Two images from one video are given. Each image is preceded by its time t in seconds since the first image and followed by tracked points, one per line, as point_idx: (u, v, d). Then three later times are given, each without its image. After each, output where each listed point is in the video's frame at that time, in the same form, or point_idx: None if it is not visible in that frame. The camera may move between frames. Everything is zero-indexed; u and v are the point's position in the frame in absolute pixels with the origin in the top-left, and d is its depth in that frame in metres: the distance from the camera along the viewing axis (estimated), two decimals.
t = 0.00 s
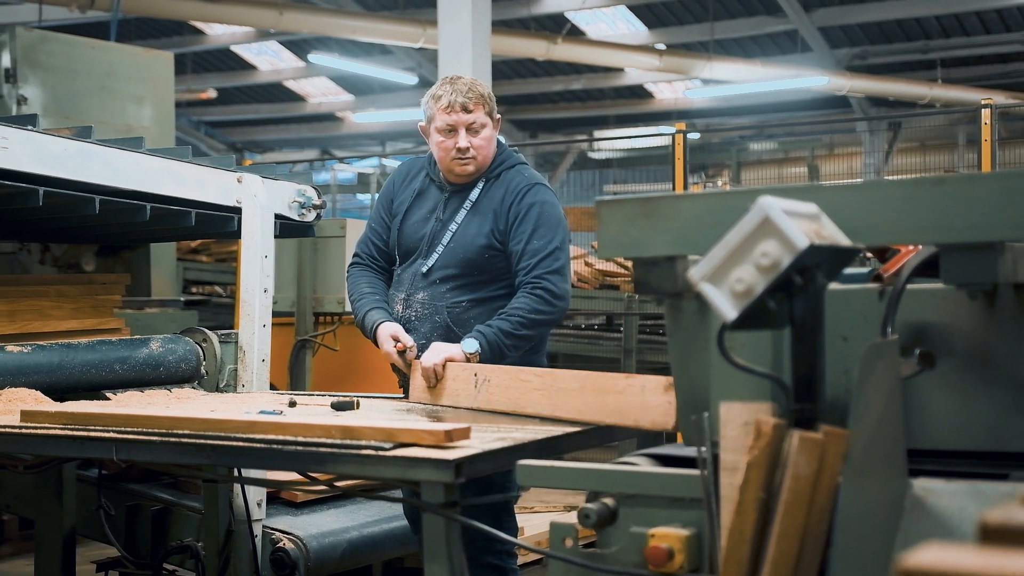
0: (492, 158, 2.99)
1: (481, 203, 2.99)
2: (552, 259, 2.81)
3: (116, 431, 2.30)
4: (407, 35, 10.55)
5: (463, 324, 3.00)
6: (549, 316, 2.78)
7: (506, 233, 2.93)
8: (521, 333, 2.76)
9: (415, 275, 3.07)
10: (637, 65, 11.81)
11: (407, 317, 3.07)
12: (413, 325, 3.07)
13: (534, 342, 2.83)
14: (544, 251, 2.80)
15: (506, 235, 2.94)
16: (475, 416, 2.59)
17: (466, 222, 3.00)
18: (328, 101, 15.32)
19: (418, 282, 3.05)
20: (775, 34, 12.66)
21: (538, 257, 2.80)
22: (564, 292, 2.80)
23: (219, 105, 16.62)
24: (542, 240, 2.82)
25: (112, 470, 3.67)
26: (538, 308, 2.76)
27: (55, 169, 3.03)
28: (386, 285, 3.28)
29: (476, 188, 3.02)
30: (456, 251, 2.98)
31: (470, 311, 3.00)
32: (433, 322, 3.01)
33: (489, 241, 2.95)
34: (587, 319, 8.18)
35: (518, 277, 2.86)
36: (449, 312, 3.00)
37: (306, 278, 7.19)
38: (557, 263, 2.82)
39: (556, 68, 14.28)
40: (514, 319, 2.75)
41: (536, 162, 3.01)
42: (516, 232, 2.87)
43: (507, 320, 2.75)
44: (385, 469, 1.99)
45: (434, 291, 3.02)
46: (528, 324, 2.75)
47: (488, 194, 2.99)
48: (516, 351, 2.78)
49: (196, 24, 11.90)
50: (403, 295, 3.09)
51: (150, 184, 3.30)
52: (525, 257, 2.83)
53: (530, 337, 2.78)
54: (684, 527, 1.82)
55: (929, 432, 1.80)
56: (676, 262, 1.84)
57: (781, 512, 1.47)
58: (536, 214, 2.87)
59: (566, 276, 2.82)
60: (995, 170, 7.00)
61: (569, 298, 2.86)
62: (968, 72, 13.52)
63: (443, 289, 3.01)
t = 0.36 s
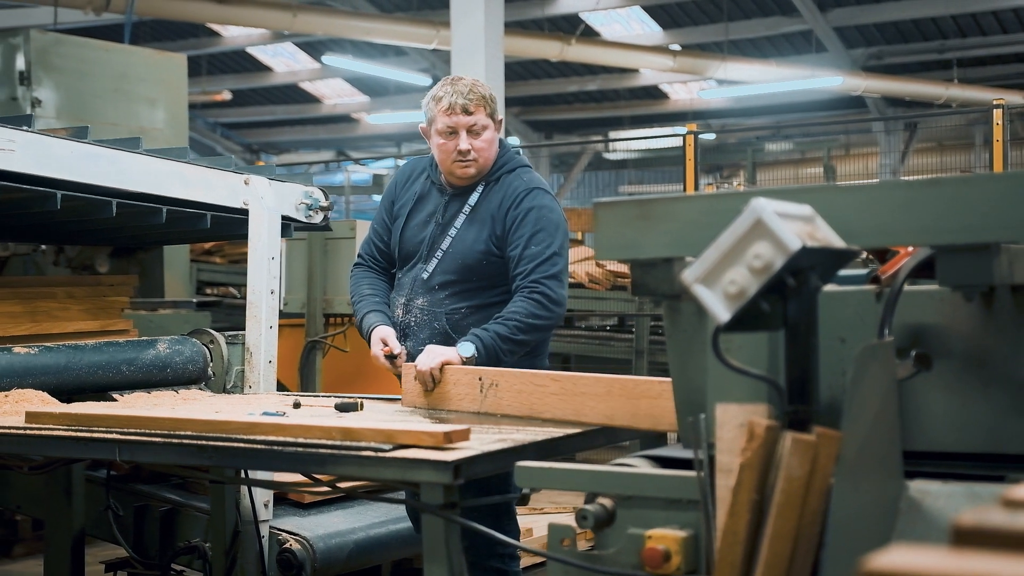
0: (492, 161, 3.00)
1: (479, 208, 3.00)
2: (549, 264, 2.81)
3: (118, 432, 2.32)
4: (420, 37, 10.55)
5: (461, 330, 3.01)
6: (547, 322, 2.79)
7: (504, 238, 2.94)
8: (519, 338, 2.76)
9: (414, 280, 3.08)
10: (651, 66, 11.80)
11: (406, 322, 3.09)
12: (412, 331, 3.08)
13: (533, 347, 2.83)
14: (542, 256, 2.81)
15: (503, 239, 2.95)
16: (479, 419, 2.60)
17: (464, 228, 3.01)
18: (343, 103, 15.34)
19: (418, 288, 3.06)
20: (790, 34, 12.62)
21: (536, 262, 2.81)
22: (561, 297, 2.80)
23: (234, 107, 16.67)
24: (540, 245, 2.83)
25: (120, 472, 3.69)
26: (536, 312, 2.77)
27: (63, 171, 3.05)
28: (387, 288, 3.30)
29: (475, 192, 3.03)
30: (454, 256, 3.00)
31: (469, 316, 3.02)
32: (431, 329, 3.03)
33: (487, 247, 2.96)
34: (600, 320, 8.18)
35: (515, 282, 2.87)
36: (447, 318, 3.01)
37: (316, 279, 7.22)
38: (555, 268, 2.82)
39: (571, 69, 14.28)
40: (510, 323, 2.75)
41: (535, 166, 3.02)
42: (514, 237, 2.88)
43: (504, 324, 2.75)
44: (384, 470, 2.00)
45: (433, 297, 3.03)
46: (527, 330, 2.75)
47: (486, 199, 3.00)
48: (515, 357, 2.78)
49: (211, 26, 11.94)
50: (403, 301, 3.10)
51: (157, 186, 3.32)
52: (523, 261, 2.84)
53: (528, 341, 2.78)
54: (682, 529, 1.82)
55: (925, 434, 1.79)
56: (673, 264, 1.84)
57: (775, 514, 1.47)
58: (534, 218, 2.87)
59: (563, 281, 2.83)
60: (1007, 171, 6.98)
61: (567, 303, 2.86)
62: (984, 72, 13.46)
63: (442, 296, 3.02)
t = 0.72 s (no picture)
0: (489, 158, 3.01)
1: (475, 206, 3.01)
2: (547, 260, 2.82)
3: (125, 426, 2.34)
4: (436, 33, 10.57)
5: (459, 328, 3.02)
6: (546, 318, 2.80)
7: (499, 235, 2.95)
8: (526, 333, 2.77)
9: (410, 279, 3.08)
10: (668, 61, 11.79)
11: (404, 321, 3.09)
12: (409, 330, 3.08)
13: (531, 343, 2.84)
14: (539, 253, 2.82)
15: (500, 237, 2.96)
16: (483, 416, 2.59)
17: (459, 226, 3.01)
18: (360, 99, 15.37)
19: (415, 286, 3.06)
20: (807, 30, 12.59)
21: (535, 259, 2.82)
22: (559, 292, 2.81)
23: (252, 104, 16.73)
24: (538, 242, 2.83)
25: (132, 466, 3.71)
26: (537, 307, 2.77)
27: (74, 168, 3.08)
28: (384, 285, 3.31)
29: (470, 191, 3.03)
30: (451, 254, 3.00)
31: (467, 313, 3.03)
32: (429, 327, 3.03)
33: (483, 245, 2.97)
34: (614, 316, 8.18)
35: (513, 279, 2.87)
36: (444, 315, 3.02)
37: (329, 275, 7.24)
38: (552, 264, 2.83)
39: (587, 65, 14.27)
40: (510, 318, 2.75)
41: (531, 162, 3.03)
42: (511, 235, 2.88)
43: (504, 320, 2.75)
44: (387, 465, 2.01)
45: (430, 295, 3.03)
46: (528, 326, 2.76)
47: (482, 197, 3.01)
48: (515, 355, 2.79)
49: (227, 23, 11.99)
50: (400, 299, 3.10)
51: (167, 183, 3.34)
52: (521, 258, 2.84)
53: (530, 338, 2.79)
54: (682, 524, 1.83)
55: (926, 429, 1.79)
56: (672, 259, 1.85)
57: (771, 510, 1.47)
58: (531, 215, 2.88)
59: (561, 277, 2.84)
60: None
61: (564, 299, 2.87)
62: (1004, 67, 13.39)
63: (439, 294, 3.02)
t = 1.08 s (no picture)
0: (449, 169, 2.99)
1: (467, 205, 3.01)
2: (538, 246, 2.78)
3: (133, 425, 2.35)
4: (453, 32, 10.58)
5: (462, 326, 2.99)
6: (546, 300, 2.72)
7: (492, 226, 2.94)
8: (543, 309, 2.66)
9: (411, 282, 3.09)
10: (685, 60, 11.77)
11: (407, 323, 3.04)
12: (414, 330, 3.03)
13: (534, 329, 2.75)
14: (532, 233, 2.78)
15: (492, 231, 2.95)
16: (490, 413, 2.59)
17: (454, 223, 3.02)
18: (378, 98, 15.39)
19: (417, 287, 3.05)
20: (826, 28, 12.56)
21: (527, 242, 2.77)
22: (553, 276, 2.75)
23: (271, 103, 16.78)
24: (526, 227, 2.80)
25: (144, 465, 3.74)
26: (541, 281, 2.69)
27: (87, 168, 3.09)
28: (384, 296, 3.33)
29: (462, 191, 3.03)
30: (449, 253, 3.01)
31: (468, 311, 3.00)
32: (431, 325, 3.00)
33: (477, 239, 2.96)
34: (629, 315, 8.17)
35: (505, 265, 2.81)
36: (446, 313, 3.00)
37: (343, 275, 7.27)
38: (543, 249, 2.78)
39: (605, 64, 14.26)
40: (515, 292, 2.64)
41: (524, 164, 3.03)
42: (501, 224, 2.86)
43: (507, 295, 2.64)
44: (391, 463, 2.02)
45: (431, 293, 3.02)
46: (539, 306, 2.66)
47: (475, 197, 3.01)
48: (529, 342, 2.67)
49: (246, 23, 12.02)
50: (401, 302, 3.08)
51: (178, 183, 3.36)
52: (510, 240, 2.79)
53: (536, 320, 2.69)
54: (683, 523, 1.83)
55: (927, 429, 1.78)
56: (673, 259, 1.84)
57: (769, 510, 1.46)
58: (520, 205, 2.86)
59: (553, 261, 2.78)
60: None
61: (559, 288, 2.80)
62: None
63: (440, 292, 3.01)
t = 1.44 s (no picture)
0: (424, 172, 3.04)
1: (456, 202, 3.03)
2: (532, 239, 2.80)
3: (141, 424, 2.37)
4: (471, 32, 10.60)
5: (464, 321, 3.00)
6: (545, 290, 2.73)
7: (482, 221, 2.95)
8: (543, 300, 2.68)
9: (409, 282, 3.10)
10: (704, 59, 11.77)
11: (410, 323, 3.05)
12: (416, 329, 3.04)
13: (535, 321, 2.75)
14: (524, 227, 2.81)
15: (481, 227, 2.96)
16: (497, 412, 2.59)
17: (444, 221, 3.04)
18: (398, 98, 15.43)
19: (416, 286, 3.06)
20: (845, 27, 12.53)
21: (524, 235, 2.79)
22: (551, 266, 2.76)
23: (290, 103, 16.84)
24: (519, 220, 2.82)
25: (158, 463, 3.76)
26: (540, 272, 2.71)
27: (98, 168, 3.11)
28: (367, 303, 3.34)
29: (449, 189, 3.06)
30: (443, 252, 3.02)
31: (468, 307, 3.00)
32: (433, 323, 3.01)
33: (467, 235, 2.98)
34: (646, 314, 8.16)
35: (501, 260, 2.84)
36: (448, 309, 3.00)
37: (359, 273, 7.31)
38: (537, 242, 2.80)
39: (625, 63, 14.25)
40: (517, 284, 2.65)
41: (508, 159, 3.05)
42: (492, 218, 2.88)
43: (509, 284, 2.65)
44: (396, 462, 2.03)
45: (431, 291, 3.04)
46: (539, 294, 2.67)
47: (462, 194, 3.03)
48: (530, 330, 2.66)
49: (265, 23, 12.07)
50: (402, 303, 3.09)
51: (189, 182, 3.37)
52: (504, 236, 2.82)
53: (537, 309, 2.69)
54: (685, 521, 1.83)
55: (927, 428, 1.78)
56: (675, 257, 1.84)
57: (766, 508, 1.46)
58: (510, 199, 2.88)
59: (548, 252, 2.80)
60: None
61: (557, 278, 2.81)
62: None
63: (439, 290, 3.02)
